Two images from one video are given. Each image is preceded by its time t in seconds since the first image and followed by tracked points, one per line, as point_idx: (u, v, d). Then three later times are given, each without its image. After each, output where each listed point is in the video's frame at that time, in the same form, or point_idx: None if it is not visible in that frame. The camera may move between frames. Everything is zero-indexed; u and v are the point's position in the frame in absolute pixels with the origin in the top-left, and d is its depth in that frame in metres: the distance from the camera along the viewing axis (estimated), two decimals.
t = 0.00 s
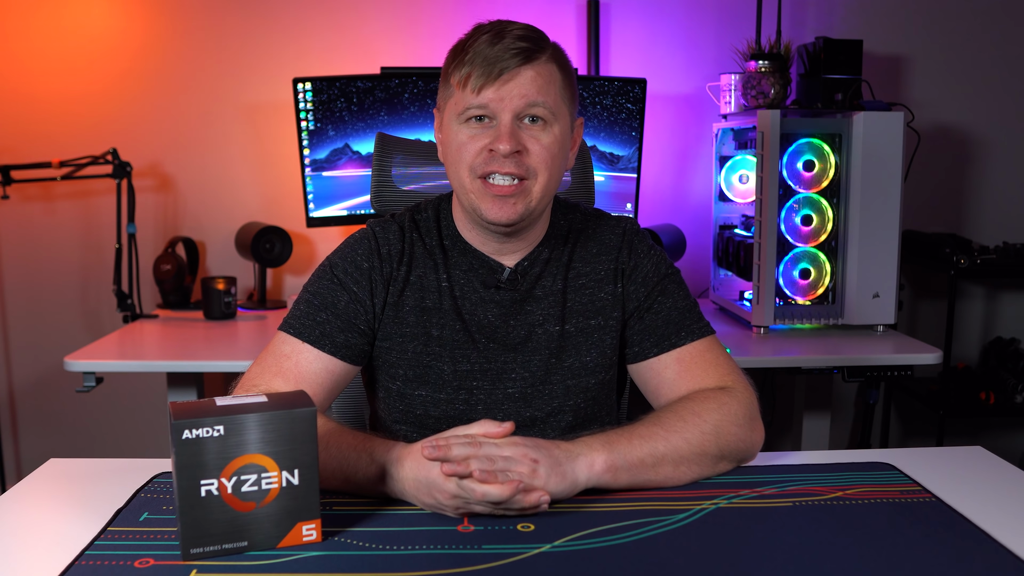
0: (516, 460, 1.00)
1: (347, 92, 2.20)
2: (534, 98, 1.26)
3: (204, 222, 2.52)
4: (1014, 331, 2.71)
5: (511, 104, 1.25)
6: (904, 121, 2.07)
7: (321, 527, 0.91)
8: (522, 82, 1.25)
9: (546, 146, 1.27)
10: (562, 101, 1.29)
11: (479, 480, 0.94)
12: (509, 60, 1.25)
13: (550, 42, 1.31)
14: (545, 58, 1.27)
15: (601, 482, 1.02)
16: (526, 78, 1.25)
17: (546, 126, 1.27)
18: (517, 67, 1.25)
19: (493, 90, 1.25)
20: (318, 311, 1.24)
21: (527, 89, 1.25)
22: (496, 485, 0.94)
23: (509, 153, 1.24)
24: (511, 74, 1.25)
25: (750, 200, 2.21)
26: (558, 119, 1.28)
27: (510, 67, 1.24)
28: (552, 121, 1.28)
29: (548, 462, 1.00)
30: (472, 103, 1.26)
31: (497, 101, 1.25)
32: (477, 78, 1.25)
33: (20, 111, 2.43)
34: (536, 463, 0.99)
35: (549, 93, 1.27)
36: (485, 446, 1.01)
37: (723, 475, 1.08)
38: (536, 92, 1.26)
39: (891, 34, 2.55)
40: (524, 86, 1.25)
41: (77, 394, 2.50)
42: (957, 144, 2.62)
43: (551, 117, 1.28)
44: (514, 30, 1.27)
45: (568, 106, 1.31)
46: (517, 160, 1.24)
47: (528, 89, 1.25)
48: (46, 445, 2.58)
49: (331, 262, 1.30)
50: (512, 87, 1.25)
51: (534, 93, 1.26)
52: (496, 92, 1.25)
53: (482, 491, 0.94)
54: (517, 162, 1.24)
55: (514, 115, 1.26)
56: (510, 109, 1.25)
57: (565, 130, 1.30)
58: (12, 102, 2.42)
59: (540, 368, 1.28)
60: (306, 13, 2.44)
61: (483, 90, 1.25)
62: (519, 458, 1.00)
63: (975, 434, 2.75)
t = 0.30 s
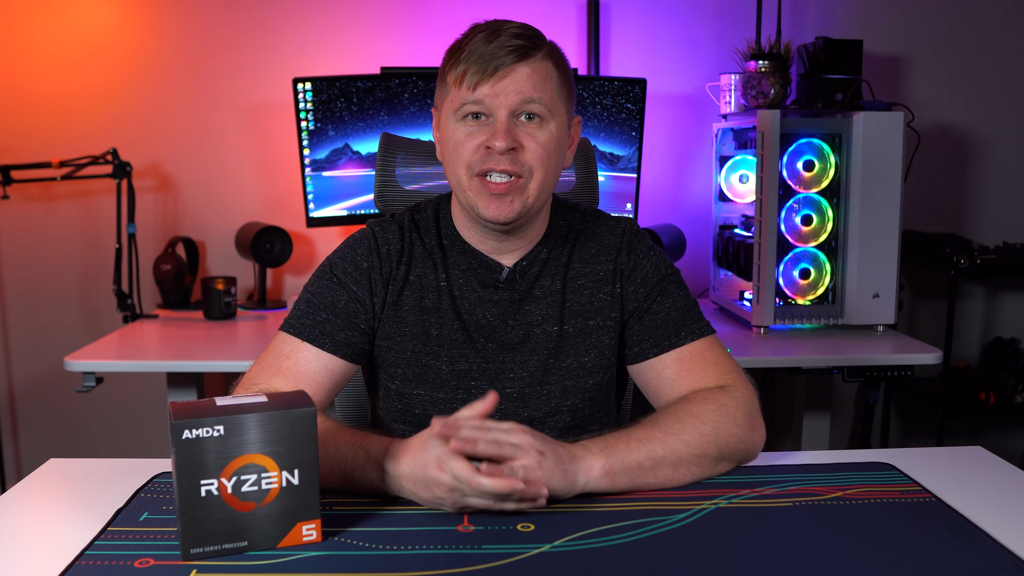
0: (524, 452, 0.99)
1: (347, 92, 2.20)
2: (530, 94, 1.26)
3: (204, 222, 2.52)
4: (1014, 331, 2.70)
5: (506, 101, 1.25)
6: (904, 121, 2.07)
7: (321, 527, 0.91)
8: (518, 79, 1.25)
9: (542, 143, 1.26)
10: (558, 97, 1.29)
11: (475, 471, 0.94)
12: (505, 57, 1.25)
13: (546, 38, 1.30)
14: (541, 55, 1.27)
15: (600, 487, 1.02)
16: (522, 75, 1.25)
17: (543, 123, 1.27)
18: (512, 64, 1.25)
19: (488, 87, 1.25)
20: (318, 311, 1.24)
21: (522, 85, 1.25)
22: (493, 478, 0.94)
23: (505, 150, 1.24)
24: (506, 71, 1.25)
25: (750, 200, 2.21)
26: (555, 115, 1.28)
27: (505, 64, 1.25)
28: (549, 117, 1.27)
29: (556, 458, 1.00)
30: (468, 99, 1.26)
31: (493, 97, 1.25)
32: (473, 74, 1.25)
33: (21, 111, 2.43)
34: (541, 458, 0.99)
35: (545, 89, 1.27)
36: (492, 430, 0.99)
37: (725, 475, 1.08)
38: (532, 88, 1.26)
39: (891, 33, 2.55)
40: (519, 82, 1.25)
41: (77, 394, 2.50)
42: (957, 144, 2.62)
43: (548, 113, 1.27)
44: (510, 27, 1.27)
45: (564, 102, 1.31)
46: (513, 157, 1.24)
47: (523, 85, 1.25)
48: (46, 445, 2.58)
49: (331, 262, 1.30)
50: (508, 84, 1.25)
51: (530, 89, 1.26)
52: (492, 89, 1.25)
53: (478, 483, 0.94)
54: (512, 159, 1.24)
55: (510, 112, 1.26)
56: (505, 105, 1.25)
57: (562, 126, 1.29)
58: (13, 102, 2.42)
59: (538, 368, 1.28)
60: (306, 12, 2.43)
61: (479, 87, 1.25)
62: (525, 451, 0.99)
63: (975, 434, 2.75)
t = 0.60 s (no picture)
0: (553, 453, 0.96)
1: (347, 92, 2.20)
2: (532, 97, 1.25)
3: (204, 222, 2.52)
4: (1014, 331, 2.70)
5: (509, 103, 1.25)
6: (904, 121, 2.07)
7: (321, 527, 0.91)
8: (520, 81, 1.25)
9: (544, 146, 1.26)
10: (560, 100, 1.28)
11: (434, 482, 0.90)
12: (508, 60, 1.24)
13: (548, 40, 1.30)
14: (544, 58, 1.27)
15: (608, 490, 1.01)
16: (524, 78, 1.25)
17: (545, 126, 1.26)
18: (515, 67, 1.24)
19: (491, 89, 1.24)
20: (315, 310, 1.23)
21: (525, 88, 1.25)
22: (443, 499, 0.89)
23: (507, 154, 1.23)
24: (509, 74, 1.24)
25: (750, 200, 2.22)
26: (556, 119, 1.27)
27: (508, 67, 1.24)
28: (551, 121, 1.27)
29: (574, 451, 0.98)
30: (470, 101, 1.25)
31: (495, 100, 1.25)
32: (476, 76, 1.24)
33: (21, 111, 2.43)
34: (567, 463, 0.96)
35: (548, 92, 1.26)
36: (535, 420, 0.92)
37: (725, 475, 1.08)
38: (535, 91, 1.25)
39: (892, 34, 2.55)
40: (522, 85, 1.25)
41: (77, 394, 2.50)
42: (957, 145, 2.62)
43: (550, 117, 1.27)
44: (513, 29, 1.27)
45: (566, 105, 1.30)
46: (514, 161, 1.24)
47: (526, 88, 1.25)
48: (46, 445, 2.58)
49: (329, 261, 1.30)
50: (511, 86, 1.24)
51: (533, 92, 1.25)
52: (495, 91, 1.25)
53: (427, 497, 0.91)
54: (514, 162, 1.23)
55: (512, 114, 1.25)
56: (508, 108, 1.25)
57: (564, 129, 1.29)
58: (13, 101, 2.43)
59: (536, 368, 1.28)
60: (306, 12, 2.43)
61: (481, 88, 1.25)
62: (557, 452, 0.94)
63: (975, 434, 2.75)
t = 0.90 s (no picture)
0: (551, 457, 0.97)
1: (347, 92, 2.20)
2: (532, 102, 1.25)
3: (204, 222, 2.52)
4: (1014, 331, 2.70)
5: (508, 107, 1.24)
6: (904, 121, 2.07)
7: (321, 527, 0.91)
8: (520, 85, 1.24)
9: (543, 150, 1.26)
10: (560, 104, 1.28)
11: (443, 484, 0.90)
12: (508, 64, 1.24)
13: (548, 43, 1.30)
14: (544, 61, 1.26)
15: (610, 493, 1.00)
16: (524, 82, 1.24)
17: (544, 130, 1.26)
18: (515, 71, 1.24)
19: (491, 93, 1.24)
20: (314, 311, 1.23)
21: (526, 92, 1.25)
22: (458, 499, 0.90)
23: (507, 158, 1.23)
24: (509, 79, 1.24)
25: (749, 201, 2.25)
26: (556, 122, 1.27)
27: (508, 71, 1.24)
28: (551, 124, 1.27)
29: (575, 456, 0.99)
30: (470, 105, 1.25)
31: (495, 104, 1.24)
32: (476, 82, 1.24)
33: (21, 111, 2.43)
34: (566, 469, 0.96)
35: (548, 96, 1.26)
36: (532, 433, 0.96)
37: (724, 475, 1.08)
38: (535, 95, 1.25)
39: (891, 34, 2.55)
40: (522, 89, 1.24)
41: (77, 394, 2.50)
42: (957, 145, 2.62)
43: (550, 120, 1.27)
44: (513, 32, 1.26)
45: (566, 108, 1.30)
46: (515, 166, 1.23)
47: (526, 92, 1.24)
48: (46, 445, 2.58)
49: (328, 262, 1.30)
50: (511, 91, 1.24)
51: (533, 96, 1.25)
52: (495, 95, 1.24)
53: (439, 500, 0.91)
54: (514, 167, 1.23)
55: (512, 119, 1.25)
56: (508, 113, 1.24)
57: (563, 133, 1.29)
58: (13, 101, 2.43)
59: (537, 369, 1.28)
60: (306, 12, 2.44)
61: (481, 93, 1.24)
62: (556, 462, 0.96)
63: (975, 434, 2.75)
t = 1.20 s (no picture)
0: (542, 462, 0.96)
1: (347, 92, 2.21)
2: (531, 102, 1.25)
3: (204, 222, 2.52)
4: (1014, 331, 2.70)
5: (507, 108, 1.24)
6: (904, 121, 2.07)
7: (321, 527, 0.91)
8: (519, 86, 1.24)
9: (543, 151, 1.26)
10: (559, 104, 1.28)
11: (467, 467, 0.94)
12: (506, 65, 1.24)
13: (546, 43, 1.30)
14: (542, 61, 1.26)
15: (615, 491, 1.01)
16: (523, 83, 1.24)
17: (543, 130, 1.26)
18: (513, 72, 1.24)
19: (489, 94, 1.24)
20: (314, 312, 1.23)
21: (524, 93, 1.25)
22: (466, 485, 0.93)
23: (506, 160, 1.23)
24: (508, 79, 1.24)
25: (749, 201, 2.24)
26: (555, 122, 1.27)
27: (506, 72, 1.24)
28: (550, 125, 1.27)
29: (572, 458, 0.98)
30: (468, 107, 1.25)
31: (493, 105, 1.24)
32: (474, 83, 1.24)
33: (21, 111, 2.43)
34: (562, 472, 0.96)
35: (547, 96, 1.26)
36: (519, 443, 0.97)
37: (723, 475, 1.08)
38: (534, 95, 1.25)
39: (891, 33, 2.55)
40: (520, 90, 1.24)
41: (77, 394, 2.50)
42: (957, 145, 2.62)
43: (549, 120, 1.27)
44: (510, 33, 1.27)
45: (564, 108, 1.30)
46: (514, 167, 1.23)
47: (524, 93, 1.24)
48: (46, 445, 2.58)
49: (328, 263, 1.30)
50: (509, 92, 1.24)
51: (532, 96, 1.25)
52: (494, 96, 1.24)
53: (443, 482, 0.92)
54: (514, 168, 1.23)
55: (511, 120, 1.25)
56: (507, 114, 1.24)
57: (562, 133, 1.29)
58: (13, 101, 2.43)
59: (539, 370, 1.28)
60: (305, 12, 2.44)
61: (479, 94, 1.24)
62: (549, 468, 0.95)
63: (975, 434, 2.75)
